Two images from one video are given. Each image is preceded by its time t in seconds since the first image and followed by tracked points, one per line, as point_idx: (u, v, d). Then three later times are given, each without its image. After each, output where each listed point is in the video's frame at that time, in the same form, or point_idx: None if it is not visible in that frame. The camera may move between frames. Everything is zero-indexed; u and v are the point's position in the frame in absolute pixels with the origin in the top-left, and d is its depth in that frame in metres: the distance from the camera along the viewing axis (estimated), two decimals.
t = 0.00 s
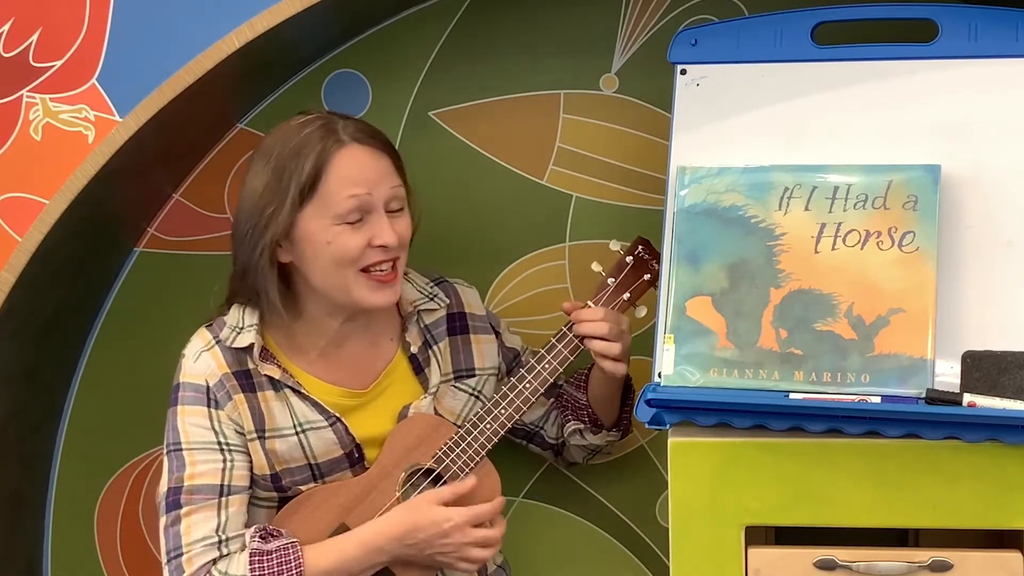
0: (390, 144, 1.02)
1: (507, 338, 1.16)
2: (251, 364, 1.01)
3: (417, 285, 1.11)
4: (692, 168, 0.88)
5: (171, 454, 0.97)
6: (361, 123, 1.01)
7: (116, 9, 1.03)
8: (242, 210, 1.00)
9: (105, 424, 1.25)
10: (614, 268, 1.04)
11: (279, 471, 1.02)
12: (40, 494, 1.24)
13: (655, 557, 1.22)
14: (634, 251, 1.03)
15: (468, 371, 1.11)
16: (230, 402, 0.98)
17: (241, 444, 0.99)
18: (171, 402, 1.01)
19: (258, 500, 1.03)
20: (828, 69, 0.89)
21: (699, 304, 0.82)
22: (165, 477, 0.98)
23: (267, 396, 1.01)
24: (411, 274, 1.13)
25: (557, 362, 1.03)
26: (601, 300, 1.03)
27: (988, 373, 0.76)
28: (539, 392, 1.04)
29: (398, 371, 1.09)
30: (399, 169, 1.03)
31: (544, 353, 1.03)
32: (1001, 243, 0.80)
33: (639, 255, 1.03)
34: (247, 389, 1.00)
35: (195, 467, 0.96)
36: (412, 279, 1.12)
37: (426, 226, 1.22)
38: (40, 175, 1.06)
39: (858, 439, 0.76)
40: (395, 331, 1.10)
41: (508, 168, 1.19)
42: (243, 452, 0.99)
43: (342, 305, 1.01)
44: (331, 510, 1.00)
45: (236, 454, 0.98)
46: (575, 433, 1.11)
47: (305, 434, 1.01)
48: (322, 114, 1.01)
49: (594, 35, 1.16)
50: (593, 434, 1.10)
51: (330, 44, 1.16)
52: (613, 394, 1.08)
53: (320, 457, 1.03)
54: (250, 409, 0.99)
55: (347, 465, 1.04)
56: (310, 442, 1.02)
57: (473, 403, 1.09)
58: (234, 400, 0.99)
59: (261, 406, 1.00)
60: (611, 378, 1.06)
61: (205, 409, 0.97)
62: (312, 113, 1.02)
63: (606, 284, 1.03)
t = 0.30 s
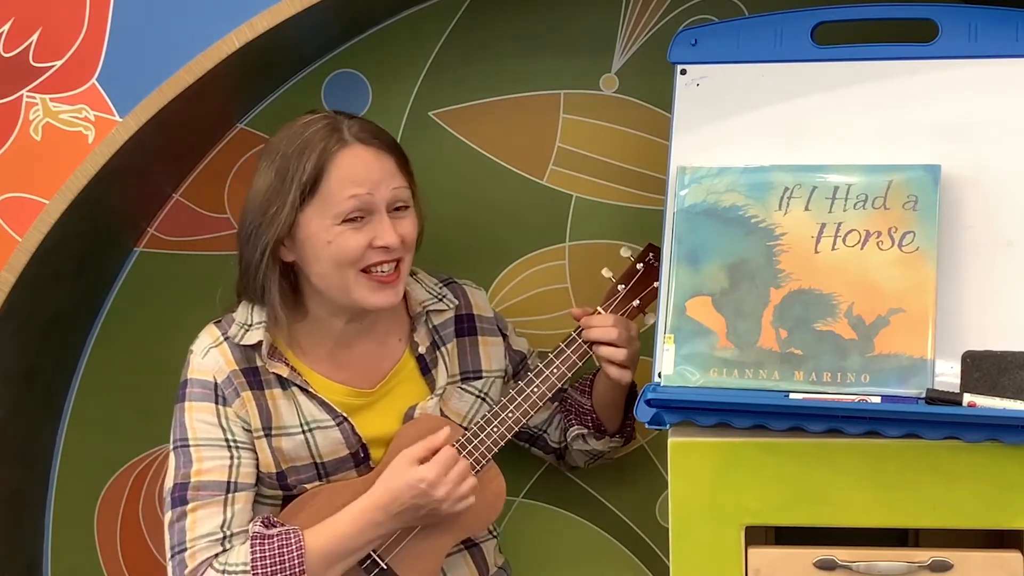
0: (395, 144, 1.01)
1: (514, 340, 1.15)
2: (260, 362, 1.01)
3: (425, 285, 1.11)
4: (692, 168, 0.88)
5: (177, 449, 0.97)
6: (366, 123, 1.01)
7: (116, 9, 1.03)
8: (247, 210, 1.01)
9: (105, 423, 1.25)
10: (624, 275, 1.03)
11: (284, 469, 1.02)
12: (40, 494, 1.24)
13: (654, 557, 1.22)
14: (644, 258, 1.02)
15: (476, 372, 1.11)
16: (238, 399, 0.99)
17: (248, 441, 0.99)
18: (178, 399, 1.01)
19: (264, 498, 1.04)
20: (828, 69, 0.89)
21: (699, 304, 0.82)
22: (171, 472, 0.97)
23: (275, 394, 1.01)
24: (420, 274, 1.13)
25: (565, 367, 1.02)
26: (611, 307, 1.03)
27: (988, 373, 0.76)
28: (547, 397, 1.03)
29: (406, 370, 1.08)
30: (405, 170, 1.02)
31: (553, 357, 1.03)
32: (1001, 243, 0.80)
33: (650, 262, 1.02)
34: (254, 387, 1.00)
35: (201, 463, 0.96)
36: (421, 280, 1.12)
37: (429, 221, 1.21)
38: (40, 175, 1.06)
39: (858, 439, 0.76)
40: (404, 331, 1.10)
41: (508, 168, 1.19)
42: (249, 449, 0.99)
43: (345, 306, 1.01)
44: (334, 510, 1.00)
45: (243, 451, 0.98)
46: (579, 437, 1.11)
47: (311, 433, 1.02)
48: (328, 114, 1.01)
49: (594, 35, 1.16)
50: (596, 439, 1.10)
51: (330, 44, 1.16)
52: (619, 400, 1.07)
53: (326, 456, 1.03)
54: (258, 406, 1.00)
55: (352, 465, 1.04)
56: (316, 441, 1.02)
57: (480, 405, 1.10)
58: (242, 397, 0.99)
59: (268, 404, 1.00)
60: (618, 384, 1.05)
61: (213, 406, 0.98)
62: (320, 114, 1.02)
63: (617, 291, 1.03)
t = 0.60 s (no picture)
0: (399, 146, 1.00)
1: (523, 347, 1.15)
2: (271, 362, 1.01)
3: (438, 289, 1.11)
4: (692, 168, 0.88)
5: (186, 446, 0.97)
6: (370, 125, 0.99)
7: (116, 8, 1.03)
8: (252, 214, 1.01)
9: (105, 423, 1.25)
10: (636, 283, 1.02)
11: (291, 469, 1.02)
12: (40, 494, 1.24)
13: (653, 555, 1.22)
14: (655, 267, 1.01)
15: (485, 378, 1.11)
16: (248, 398, 0.99)
17: (257, 440, 0.99)
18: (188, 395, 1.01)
19: (269, 497, 1.04)
20: (828, 69, 0.89)
21: (699, 304, 0.82)
22: (179, 469, 0.97)
23: (285, 394, 1.01)
24: (433, 277, 1.12)
25: (574, 374, 1.02)
26: (621, 315, 1.01)
27: (989, 373, 0.76)
28: (555, 404, 1.03)
29: (417, 372, 1.08)
30: (409, 173, 1.01)
31: (562, 364, 1.03)
32: (1001, 243, 0.80)
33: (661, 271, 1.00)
34: (265, 386, 1.00)
35: (211, 461, 0.96)
36: (434, 282, 1.12)
37: (438, 223, 1.21)
38: (40, 175, 1.06)
39: (858, 439, 0.76)
40: (415, 334, 1.09)
41: (508, 168, 1.19)
42: (258, 448, 0.99)
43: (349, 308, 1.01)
44: (334, 510, 1.00)
45: (252, 450, 0.98)
46: (582, 446, 1.11)
47: (319, 435, 1.02)
48: (332, 116, 0.99)
49: (594, 34, 1.16)
50: (599, 448, 1.10)
51: (330, 44, 1.16)
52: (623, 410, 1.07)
53: (333, 458, 1.03)
54: (268, 406, 1.00)
55: (359, 466, 1.05)
56: (324, 444, 1.02)
57: (488, 411, 1.09)
58: (253, 397, 0.99)
59: (278, 404, 1.01)
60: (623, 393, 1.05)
61: (223, 404, 0.98)
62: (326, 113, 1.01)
63: (627, 299, 1.02)
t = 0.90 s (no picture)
0: (398, 139, 1.00)
1: (534, 352, 1.15)
2: (281, 358, 1.01)
3: (449, 291, 1.11)
4: (692, 168, 0.88)
5: (193, 441, 0.97)
6: (368, 117, 1.00)
7: (116, 9, 1.03)
8: (254, 211, 1.01)
9: (105, 423, 1.25)
10: (647, 288, 1.02)
11: (297, 468, 1.02)
12: (40, 494, 1.24)
13: (654, 556, 1.22)
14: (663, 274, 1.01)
15: (494, 382, 1.11)
16: (258, 394, 0.99)
17: (264, 437, 0.99)
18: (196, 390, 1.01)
19: (274, 496, 1.04)
20: (828, 69, 0.89)
21: (699, 304, 0.82)
22: (185, 465, 0.98)
23: (294, 391, 1.01)
24: (445, 278, 1.12)
25: (583, 380, 1.03)
26: (633, 321, 1.02)
27: (989, 373, 0.76)
28: (564, 409, 1.03)
29: (426, 373, 1.08)
30: (409, 164, 1.00)
31: (571, 369, 1.03)
32: (1001, 243, 0.80)
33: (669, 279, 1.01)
34: (275, 382, 1.00)
35: (218, 458, 0.96)
36: (446, 284, 1.11)
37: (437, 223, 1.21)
38: (40, 176, 1.06)
39: (858, 440, 0.76)
40: (425, 335, 1.09)
41: (508, 168, 1.19)
42: (265, 445, 0.99)
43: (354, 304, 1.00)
44: (335, 510, 1.00)
45: (259, 447, 0.98)
46: (586, 452, 1.11)
47: (327, 433, 1.02)
48: (330, 111, 1.00)
49: (593, 35, 1.16)
50: (603, 455, 1.11)
51: (330, 44, 1.16)
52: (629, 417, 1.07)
53: (339, 457, 1.03)
54: (277, 403, 1.00)
55: (364, 466, 1.05)
56: (331, 442, 1.02)
57: (496, 414, 1.09)
58: (262, 393, 0.99)
59: (287, 401, 1.01)
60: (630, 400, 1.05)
61: (232, 400, 0.98)
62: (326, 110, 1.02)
63: (638, 305, 1.02)
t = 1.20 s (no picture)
0: (403, 139, 1.00)
1: (534, 353, 1.15)
2: (282, 360, 1.01)
3: (450, 292, 1.11)
4: (692, 168, 0.88)
5: (194, 442, 0.97)
6: (373, 118, 0.99)
7: (116, 9, 1.03)
8: (260, 211, 1.01)
9: (105, 423, 1.25)
10: (646, 289, 1.03)
11: (297, 470, 1.02)
12: (40, 494, 1.24)
13: (654, 556, 1.22)
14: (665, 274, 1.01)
15: (494, 383, 1.10)
16: (259, 396, 0.99)
17: (265, 439, 0.99)
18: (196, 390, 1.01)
19: (274, 497, 1.04)
20: (828, 69, 0.89)
21: (699, 304, 0.82)
22: (186, 465, 0.98)
23: (294, 392, 1.01)
24: (445, 279, 1.12)
25: (582, 380, 1.03)
26: (631, 322, 1.02)
27: (989, 373, 0.76)
28: (563, 410, 1.03)
29: (426, 374, 1.09)
30: (414, 165, 1.00)
31: (570, 369, 1.03)
32: (1001, 243, 0.80)
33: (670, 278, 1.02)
34: (276, 384, 1.00)
35: (219, 459, 0.96)
36: (446, 285, 1.11)
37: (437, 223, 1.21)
38: (40, 175, 1.06)
39: (857, 440, 0.76)
40: (425, 336, 1.09)
41: (508, 168, 1.19)
42: (266, 446, 0.99)
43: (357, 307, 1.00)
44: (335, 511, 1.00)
45: (260, 448, 0.98)
46: (585, 453, 1.11)
47: (327, 435, 1.02)
48: (336, 111, 1.00)
49: (593, 35, 1.16)
50: (602, 456, 1.10)
51: (330, 44, 1.16)
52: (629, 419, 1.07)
53: (340, 459, 1.03)
54: (278, 404, 1.00)
55: (364, 467, 1.05)
56: (331, 444, 1.02)
57: (496, 416, 1.09)
58: (263, 394, 0.99)
59: (287, 402, 1.01)
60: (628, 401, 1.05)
61: (233, 401, 0.98)
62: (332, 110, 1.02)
63: (637, 306, 1.03)
